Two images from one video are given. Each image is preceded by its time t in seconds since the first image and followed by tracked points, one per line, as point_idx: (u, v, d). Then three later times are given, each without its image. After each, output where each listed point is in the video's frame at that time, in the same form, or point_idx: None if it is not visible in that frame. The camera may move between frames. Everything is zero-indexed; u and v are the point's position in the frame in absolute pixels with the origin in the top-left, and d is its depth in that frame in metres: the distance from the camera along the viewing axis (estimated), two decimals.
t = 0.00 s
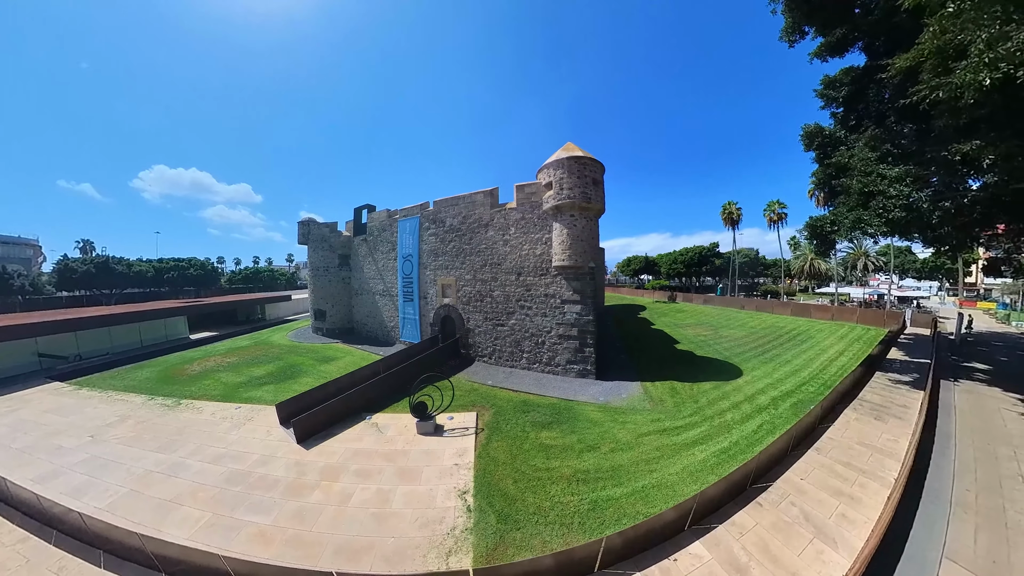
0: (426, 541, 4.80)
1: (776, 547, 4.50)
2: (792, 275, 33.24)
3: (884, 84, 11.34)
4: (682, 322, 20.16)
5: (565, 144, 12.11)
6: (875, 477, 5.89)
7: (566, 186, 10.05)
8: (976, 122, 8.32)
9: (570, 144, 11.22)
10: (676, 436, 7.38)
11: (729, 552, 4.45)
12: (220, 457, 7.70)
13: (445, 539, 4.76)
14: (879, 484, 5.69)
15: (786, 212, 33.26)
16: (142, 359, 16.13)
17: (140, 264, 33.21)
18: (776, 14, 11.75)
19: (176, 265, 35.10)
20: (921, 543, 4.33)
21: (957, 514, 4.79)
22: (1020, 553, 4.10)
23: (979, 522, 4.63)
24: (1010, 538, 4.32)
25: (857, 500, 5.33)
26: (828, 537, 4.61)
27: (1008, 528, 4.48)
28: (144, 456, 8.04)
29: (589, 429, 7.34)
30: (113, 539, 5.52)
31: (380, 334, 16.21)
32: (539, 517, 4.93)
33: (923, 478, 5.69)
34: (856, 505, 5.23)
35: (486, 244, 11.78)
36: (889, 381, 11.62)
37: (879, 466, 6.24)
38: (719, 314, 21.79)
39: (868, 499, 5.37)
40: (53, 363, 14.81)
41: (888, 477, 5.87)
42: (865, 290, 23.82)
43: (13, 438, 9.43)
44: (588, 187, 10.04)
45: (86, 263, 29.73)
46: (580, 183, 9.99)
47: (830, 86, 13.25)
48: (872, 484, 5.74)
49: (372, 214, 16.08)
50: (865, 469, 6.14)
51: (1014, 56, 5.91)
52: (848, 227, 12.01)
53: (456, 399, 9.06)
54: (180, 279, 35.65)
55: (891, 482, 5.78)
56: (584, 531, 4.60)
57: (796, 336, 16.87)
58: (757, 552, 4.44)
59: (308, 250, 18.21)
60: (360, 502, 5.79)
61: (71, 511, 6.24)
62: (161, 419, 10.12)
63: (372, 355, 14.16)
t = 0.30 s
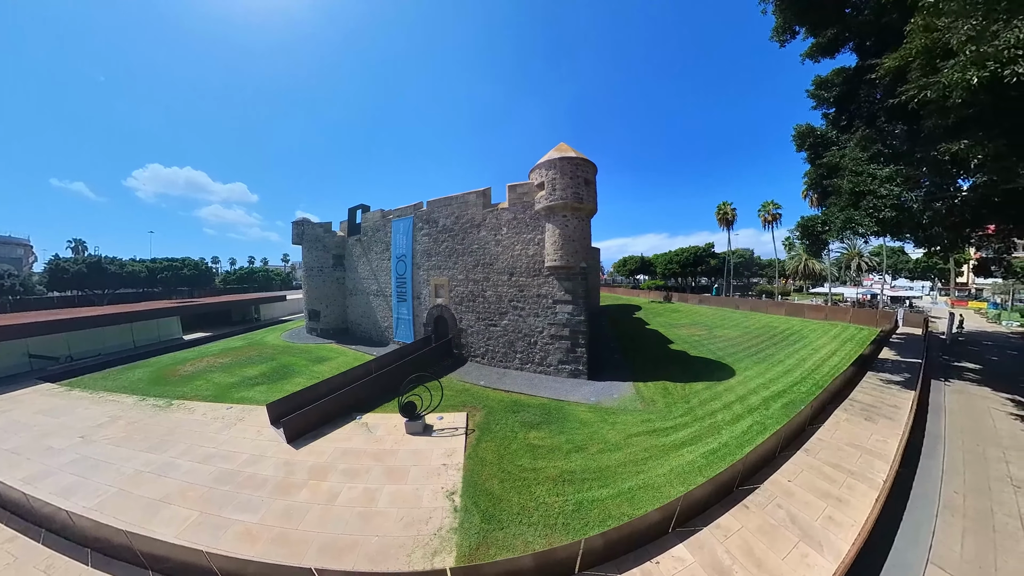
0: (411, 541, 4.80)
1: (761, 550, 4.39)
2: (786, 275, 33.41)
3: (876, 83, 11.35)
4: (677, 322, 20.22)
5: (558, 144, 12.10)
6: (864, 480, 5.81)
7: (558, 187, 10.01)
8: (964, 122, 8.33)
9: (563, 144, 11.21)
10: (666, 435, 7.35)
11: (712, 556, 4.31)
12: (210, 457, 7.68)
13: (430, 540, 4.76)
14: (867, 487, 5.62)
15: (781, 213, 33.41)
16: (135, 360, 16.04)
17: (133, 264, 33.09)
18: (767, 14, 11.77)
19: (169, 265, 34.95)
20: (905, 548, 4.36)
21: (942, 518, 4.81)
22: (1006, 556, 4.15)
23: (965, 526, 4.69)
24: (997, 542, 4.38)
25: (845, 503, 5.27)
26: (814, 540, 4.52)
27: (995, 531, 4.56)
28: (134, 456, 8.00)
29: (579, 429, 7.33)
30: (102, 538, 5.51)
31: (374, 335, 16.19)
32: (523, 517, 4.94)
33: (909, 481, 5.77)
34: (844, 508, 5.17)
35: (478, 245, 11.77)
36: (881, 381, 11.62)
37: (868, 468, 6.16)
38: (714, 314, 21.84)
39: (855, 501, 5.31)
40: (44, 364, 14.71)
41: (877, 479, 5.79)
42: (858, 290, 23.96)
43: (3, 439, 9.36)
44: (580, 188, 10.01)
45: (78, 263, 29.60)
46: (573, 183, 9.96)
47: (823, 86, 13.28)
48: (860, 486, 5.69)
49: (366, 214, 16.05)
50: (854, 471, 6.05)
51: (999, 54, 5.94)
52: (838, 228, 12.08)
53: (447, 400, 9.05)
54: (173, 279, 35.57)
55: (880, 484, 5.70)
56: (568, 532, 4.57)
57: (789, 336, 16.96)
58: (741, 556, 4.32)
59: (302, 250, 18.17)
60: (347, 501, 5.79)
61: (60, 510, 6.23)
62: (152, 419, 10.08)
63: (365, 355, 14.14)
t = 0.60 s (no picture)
0: (397, 540, 4.85)
1: (742, 552, 4.34)
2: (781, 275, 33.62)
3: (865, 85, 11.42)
4: (671, 322, 20.31)
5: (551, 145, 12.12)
6: (851, 482, 5.65)
7: (549, 188, 10.04)
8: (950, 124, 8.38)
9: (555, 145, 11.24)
10: (654, 434, 7.37)
11: (693, 557, 4.29)
12: (202, 457, 7.69)
13: (416, 538, 4.80)
14: (852, 487, 5.50)
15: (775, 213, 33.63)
16: (127, 361, 15.97)
17: (126, 265, 32.97)
18: (757, 15, 11.81)
19: (163, 266, 34.82)
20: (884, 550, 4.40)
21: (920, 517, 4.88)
22: (987, 559, 4.21)
23: (946, 530, 4.75)
24: (978, 545, 4.45)
25: (829, 504, 5.16)
26: (797, 542, 4.49)
27: (978, 535, 4.62)
28: (125, 457, 8.00)
29: (567, 430, 7.36)
30: (93, 536, 5.53)
31: (369, 336, 16.19)
32: (508, 517, 4.97)
33: (895, 484, 5.80)
34: (828, 510, 5.06)
35: (471, 245, 11.80)
36: (872, 380, 11.55)
37: (854, 469, 5.98)
38: (708, 315, 21.96)
39: (840, 502, 5.20)
40: (36, 365, 14.63)
41: (863, 480, 5.68)
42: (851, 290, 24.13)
43: None
44: (572, 189, 10.04)
45: (70, 263, 29.48)
46: (564, 184, 9.99)
47: (814, 87, 13.36)
48: (845, 486, 5.55)
49: (360, 214, 16.05)
50: (840, 472, 5.90)
51: (983, 56, 5.96)
52: (828, 228, 12.19)
53: (438, 400, 9.07)
54: (167, 279, 35.43)
55: (866, 483, 5.59)
56: (550, 532, 4.62)
57: (782, 336, 17.07)
58: (722, 558, 4.28)
59: (296, 250, 18.14)
60: (335, 499, 5.84)
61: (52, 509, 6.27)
62: (145, 420, 10.06)
63: (359, 356, 14.15)
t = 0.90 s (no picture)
0: (382, 537, 4.87)
1: (724, 552, 4.34)
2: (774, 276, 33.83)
3: (854, 86, 11.52)
4: (665, 322, 20.39)
5: (543, 146, 12.16)
6: (836, 481, 5.70)
7: (541, 188, 10.08)
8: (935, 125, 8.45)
9: (547, 146, 11.28)
10: (642, 433, 7.40)
11: (674, 557, 4.30)
12: (193, 455, 7.70)
13: (401, 535, 4.83)
14: (837, 487, 5.53)
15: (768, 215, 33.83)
16: (120, 362, 15.90)
17: (119, 265, 32.84)
18: (747, 17, 11.91)
19: (156, 266, 34.71)
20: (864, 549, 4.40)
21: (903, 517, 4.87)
22: (966, 560, 4.25)
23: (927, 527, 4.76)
24: (960, 546, 4.47)
25: (814, 504, 5.18)
26: (780, 541, 4.48)
27: (960, 536, 4.65)
28: (117, 456, 7.99)
29: (557, 429, 7.41)
30: (85, 534, 5.55)
31: (363, 336, 16.19)
32: (494, 515, 5.02)
33: (880, 484, 5.89)
34: (813, 509, 5.09)
35: (464, 246, 11.84)
36: (861, 380, 11.62)
37: (840, 468, 6.05)
38: (703, 315, 22.06)
39: (825, 502, 5.22)
40: (27, 366, 14.53)
41: (848, 479, 5.73)
42: (844, 291, 24.30)
43: None
44: (563, 189, 10.09)
45: (62, 264, 29.32)
46: (556, 185, 10.03)
47: (804, 89, 13.48)
48: (831, 487, 5.57)
49: (354, 215, 16.06)
50: (826, 471, 5.95)
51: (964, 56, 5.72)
52: (817, 228, 12.34)
53: (428, 400, 9.09)
54: (161, 279, 35.26)
55: (850, 483, 5.65)
56: (534, 530, 4.66)
57: (774, 336, 17.18)
58: (703, 558, 4.28)
59: (291, 250, 18.11)
60: (324, 497, 5.87)
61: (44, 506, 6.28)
62: (137, 420, 10.05)
63: (353, 356, 14.14)
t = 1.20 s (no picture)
0: (366, 537, 4.86)
1: (708, 556, 4.32)
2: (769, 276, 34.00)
3: (845, 87, 11.55)
4: (660, 322, 20.44)
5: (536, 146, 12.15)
6: (825, 483, 5.69)
7: (533, 189, 10.08)
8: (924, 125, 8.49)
9: (540, 146, 11.28)
10: (632, 434, 7.40)
11: (657, 561, 4.29)
12: (183, 456, 7.66)
13: (386, 535, 4.83)
14: (826, 489, 5.52)
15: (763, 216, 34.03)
16: (112, 363, 15.78)
17: (111, 265, 32.61)
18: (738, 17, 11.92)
19: (149, 266, 34.48)
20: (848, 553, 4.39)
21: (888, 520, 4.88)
22: (953, 566, 4.25)
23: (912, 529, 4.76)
24: (947, 552, 4.46)
25: (802, 507, 5.16)
26: (764, 545, 4.45)
27: (947, 541, 4.64)
28: (106, 457, 7.93)
29: (547, 431, 7.41)
30: (71, 534, 5.50)
31: (357, 337, 16.14)
32: (480, 516, 5.02)
33: (869, 486, 5.89)
34: (800, 512, 5.07)
35: (456, 246, 11.82)
36: (852, 379, 11.67)
37: (828, 470, 6.05)
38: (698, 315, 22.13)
39: (813, 505, 5.20)
40: (17, 368, 14.38)
41: (835, 480, 5.73)
42: (837, 291, 24.44)
43: None
44: (555, 190, 10.10)
45: (52, 264, 29.06)
46: (548, 186, 10.04)
47: (796, 90, 13.51)
48: (819, 489, 5.56)
49: (348, 215, 16.01)
50: (814, 473, 5.95)
51: (952, 54, 5.57)
52: (809, 229, 12.42)
53: (419, 401, 9.07)
54: (154, 279, 34.82)
55: (837, 484, 5.66)
56: (519, 531, 4.68)
57: (768, 336, 17.26)
58: (687, 562, 4.27)
59: (285, 251, 18.04)
60: (312, 497, 5.84)
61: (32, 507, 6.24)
62: (128, 421, 9.98)
63: (346, 357, 14.09)
